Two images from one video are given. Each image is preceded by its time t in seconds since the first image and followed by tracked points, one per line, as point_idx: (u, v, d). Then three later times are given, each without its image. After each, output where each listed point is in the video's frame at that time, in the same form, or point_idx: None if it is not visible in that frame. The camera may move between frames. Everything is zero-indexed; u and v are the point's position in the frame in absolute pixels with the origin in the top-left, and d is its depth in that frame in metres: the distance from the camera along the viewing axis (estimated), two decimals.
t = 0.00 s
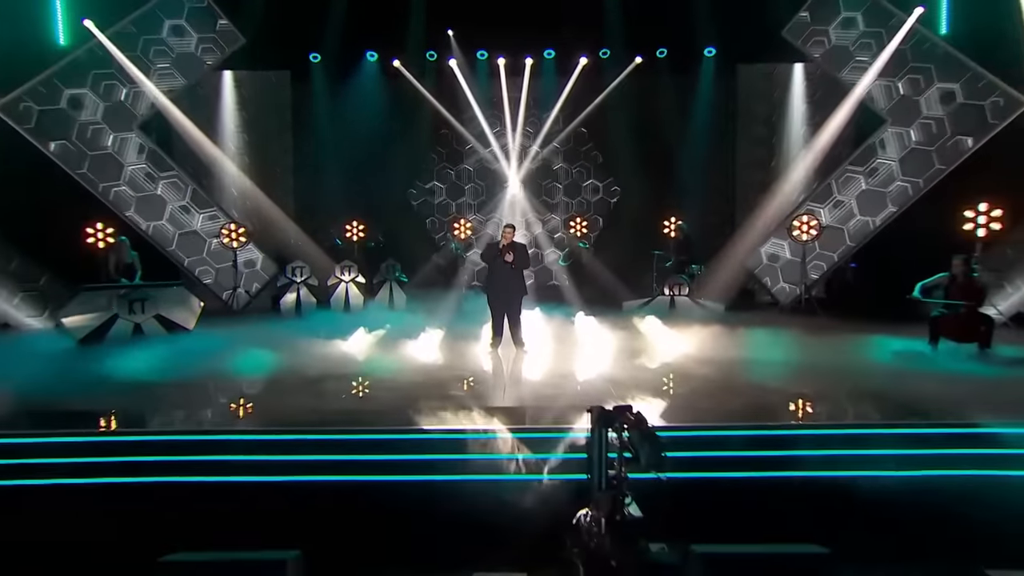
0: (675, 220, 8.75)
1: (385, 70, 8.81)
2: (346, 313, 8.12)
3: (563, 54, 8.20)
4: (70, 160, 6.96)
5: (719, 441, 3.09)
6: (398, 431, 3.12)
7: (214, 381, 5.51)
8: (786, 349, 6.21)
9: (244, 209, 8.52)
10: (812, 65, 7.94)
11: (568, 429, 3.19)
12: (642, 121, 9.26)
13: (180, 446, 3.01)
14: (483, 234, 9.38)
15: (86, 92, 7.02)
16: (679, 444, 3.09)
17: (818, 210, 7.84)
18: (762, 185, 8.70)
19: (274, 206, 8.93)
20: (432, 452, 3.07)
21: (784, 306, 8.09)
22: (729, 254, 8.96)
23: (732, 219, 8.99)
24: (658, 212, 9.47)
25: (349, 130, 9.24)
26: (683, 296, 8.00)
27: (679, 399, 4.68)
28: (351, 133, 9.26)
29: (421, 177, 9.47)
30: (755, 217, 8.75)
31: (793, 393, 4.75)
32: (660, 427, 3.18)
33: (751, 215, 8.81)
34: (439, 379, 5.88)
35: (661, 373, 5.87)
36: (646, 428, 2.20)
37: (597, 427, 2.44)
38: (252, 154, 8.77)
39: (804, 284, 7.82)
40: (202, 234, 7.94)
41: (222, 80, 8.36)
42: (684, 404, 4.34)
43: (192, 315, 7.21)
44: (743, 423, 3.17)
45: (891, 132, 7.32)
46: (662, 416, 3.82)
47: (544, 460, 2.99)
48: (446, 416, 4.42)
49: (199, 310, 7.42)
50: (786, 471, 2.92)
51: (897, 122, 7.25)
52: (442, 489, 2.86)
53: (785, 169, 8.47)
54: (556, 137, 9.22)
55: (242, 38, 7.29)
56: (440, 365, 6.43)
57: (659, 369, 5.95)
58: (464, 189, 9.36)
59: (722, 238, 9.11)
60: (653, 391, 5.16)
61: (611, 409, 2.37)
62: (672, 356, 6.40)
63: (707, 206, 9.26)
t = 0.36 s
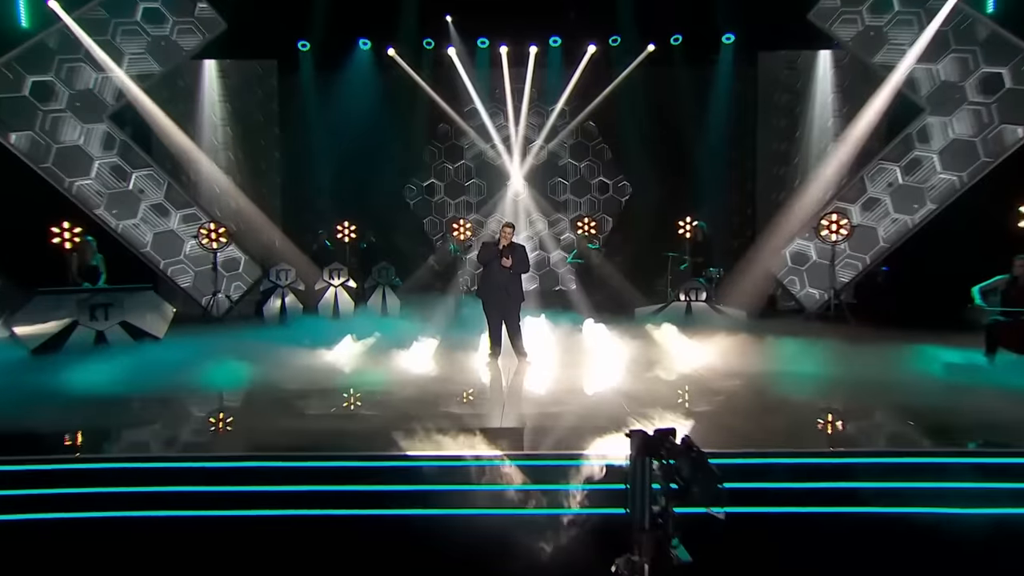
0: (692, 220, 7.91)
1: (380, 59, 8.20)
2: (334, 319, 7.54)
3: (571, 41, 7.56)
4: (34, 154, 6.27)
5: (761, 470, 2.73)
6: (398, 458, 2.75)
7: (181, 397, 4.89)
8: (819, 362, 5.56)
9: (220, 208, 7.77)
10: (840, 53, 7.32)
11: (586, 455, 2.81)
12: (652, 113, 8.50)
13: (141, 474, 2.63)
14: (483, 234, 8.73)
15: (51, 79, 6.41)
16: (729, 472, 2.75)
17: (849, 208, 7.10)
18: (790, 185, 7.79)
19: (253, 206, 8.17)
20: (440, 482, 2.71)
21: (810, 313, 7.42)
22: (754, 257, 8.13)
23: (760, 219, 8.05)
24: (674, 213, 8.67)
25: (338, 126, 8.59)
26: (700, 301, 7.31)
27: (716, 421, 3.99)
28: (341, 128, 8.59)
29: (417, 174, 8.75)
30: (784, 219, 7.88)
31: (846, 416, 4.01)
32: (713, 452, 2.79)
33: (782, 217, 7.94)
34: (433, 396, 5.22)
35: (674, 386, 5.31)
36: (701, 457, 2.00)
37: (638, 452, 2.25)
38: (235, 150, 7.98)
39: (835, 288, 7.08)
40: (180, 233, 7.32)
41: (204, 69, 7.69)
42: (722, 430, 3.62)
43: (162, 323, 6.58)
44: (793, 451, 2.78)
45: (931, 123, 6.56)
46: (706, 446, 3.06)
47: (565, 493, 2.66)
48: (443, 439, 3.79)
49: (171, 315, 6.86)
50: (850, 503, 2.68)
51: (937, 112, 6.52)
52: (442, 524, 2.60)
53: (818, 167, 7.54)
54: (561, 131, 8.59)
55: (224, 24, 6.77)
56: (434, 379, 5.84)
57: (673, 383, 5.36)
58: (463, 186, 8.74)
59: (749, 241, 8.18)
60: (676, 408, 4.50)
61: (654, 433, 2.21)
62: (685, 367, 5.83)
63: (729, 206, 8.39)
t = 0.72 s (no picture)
0: (711, 220, 7.26)
1: (374, 47, 7.45)
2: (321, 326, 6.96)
3: (580, 26, 6.91)
4: None
5: (837, 511, 2.25)
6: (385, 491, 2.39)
7: (143, 416, 4.28)
8: (865, 376, 4.91)
9: (195, 204, 7.15)
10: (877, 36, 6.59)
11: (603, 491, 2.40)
12: (669, 103, 7.76)
13: (94, 511, 2.27)
14: (483, 235, 8.12)
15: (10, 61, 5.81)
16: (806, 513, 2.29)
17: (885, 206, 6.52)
18: (818, 180, 7.09)
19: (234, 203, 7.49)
20: (438, 521, 2.37)
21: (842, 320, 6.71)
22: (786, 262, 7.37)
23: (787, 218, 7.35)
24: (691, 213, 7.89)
25: (327, 121, 7.86)
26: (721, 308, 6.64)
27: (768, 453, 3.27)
28: (330, 120, 7.86)
29: (414, 170, 8.13)
30: (816, 218, 7.11)
31: (916, 447, 3.33)
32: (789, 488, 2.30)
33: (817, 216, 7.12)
34: (423, 415, 4.57)
35: (696, 405, 4.64)
36: (777, 498, 1.69)
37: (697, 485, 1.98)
38: (215, 144, 7.34)
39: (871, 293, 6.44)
40: (156, 231, 6.73)
41: (182, 56, 7.08)
42: (776, 465, 2.95)
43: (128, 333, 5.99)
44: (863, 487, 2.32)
45: (982, 110, 5.92)
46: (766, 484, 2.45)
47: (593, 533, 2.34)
48: (443, 474, 3.16)
49: (139, 322, 6.31)
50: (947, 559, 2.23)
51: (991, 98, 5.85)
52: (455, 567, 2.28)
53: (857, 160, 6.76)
54: (567, 124, 8.00)
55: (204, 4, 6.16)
56: (430, 394, 5.24)
57: (697, 402, 4.70)
58: (463, 183, 8.13)
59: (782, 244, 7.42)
60: (709, 432, 3.88)
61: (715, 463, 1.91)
62: (709, 381, 5.21)
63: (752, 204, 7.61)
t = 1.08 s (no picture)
0: (734, 215, 6.72)
1: (366, 28, 6.91)
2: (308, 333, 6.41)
3: (590, 6, 6.35)
4: None
5: (934, 561, 2.13)
6: (370, 535, 2.31)
7: (93, 436, 3.73)
8: (920, 394, 4.29)
9: (170, 200, 6.55)
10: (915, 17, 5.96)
11: (660, 532, 2.34)
12: (687, 93, 7.09)
13: (81, 558, 2.21)
14: (485, 232, 7.53)
15: None
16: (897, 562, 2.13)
17: (928, 201, 5.87)
18: (851, 175, 6.33)
19: (213, 198, 6.86)
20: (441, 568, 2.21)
21: (881, 327, 6.06)
22: (822, 266, 6.50)
23: (819, 216, 6.54)
24: (711, 211, 7.10)
25: (315, 109, 7.26)
26: (745, 312, 6.16)
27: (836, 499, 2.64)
28: (320, 108, 7.26)
29: (410, 163, 7.50)
30: (853, 216, 6.32)
31: (1010, 488, 2.74)
32: (892, 531, 2.18)
33: (857, 214, 6.28)
34: (414, 433, 4.01)
35: (723, 425, 4.06)
36: (887, 555, 1.66)
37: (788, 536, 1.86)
38: (195, 134, 6.75)
39: (914, 296, 5.88)
40: (129, 229, 6.22)
41: (157, 38, 6.47)
42: (853, 516, 2.32)
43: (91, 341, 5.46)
44: (964, 533, 2.16)
45: None
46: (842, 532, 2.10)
47: None
48: (439, 516, 2.54)
49: (103, 329, 5.87)
50: None
51: None
52: None
53: (903, 154, 6.08)
54: (574, 114, 7.36)
55: None
56: (425, 409, 4.66)
57: (726, 422, 4.10)
58: (465, 178, 7.53)
59: (818, 246, 6.54)
60: (753, 460, 3.28)
61: (809, 512, 1.81)
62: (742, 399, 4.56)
63: (781, 200, 6.79)
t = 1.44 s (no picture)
0: (751, 213, 6.20)
1: (352, 9, 6.35)
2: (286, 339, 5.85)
3: None
4: None
5: None
6: None
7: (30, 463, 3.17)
8: (976, 411, 3.72)
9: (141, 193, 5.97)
10: None
11: None
12: (699, 81, 6.56)
13: None
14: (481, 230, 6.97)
15: None
16: None
17: (970, 194, 5.11)
18: (879, 166, 5.73)
19: (186, 194, 6.24)
20: None
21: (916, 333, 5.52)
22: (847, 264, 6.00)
23: (847, 212, 5.94)
24: (725, 208, 6.51)
25: (299, 97, 6.75)
26: (766, 317, 5.64)
27: (943, 571, 2.03)
28: (305, 96, 6.75)
29: (401, 155, 6.97)
30: (883, 213, 5.68)
31: None
32: None
33: (887, 210, 5.66)
34: (396, 457, 3.44)
35: (755, 449, 3.49)
36: None
37: None
38: (166, 123, 6.17)
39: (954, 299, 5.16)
40: (90, 226, 5.56)
41: (123, 18, 5.88)
42: None
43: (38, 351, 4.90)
44: None
45: None
46: None
47: None
48: None
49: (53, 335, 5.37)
50: None
51: None
52: None
53: (939, 144, 5.33)
54: (576, 102, 6.83)
55: None
56: (413, 428, 4.07)
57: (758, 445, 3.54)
58: (459, 171, 6.97)
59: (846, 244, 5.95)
60: (803, 497, 2.71)
61: None
62: (775, 419, 3.97)
63: (806, 193, 6.20)
